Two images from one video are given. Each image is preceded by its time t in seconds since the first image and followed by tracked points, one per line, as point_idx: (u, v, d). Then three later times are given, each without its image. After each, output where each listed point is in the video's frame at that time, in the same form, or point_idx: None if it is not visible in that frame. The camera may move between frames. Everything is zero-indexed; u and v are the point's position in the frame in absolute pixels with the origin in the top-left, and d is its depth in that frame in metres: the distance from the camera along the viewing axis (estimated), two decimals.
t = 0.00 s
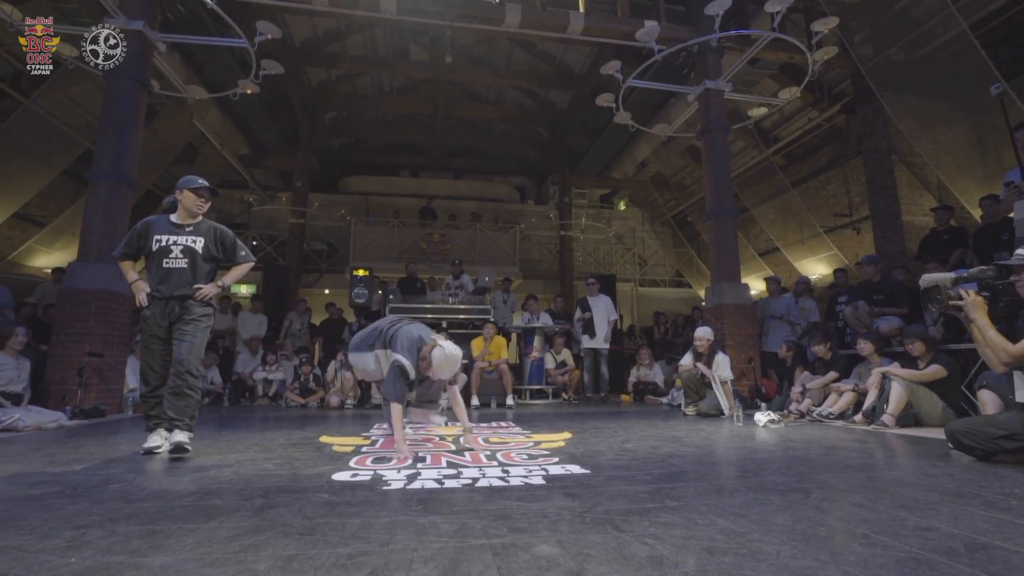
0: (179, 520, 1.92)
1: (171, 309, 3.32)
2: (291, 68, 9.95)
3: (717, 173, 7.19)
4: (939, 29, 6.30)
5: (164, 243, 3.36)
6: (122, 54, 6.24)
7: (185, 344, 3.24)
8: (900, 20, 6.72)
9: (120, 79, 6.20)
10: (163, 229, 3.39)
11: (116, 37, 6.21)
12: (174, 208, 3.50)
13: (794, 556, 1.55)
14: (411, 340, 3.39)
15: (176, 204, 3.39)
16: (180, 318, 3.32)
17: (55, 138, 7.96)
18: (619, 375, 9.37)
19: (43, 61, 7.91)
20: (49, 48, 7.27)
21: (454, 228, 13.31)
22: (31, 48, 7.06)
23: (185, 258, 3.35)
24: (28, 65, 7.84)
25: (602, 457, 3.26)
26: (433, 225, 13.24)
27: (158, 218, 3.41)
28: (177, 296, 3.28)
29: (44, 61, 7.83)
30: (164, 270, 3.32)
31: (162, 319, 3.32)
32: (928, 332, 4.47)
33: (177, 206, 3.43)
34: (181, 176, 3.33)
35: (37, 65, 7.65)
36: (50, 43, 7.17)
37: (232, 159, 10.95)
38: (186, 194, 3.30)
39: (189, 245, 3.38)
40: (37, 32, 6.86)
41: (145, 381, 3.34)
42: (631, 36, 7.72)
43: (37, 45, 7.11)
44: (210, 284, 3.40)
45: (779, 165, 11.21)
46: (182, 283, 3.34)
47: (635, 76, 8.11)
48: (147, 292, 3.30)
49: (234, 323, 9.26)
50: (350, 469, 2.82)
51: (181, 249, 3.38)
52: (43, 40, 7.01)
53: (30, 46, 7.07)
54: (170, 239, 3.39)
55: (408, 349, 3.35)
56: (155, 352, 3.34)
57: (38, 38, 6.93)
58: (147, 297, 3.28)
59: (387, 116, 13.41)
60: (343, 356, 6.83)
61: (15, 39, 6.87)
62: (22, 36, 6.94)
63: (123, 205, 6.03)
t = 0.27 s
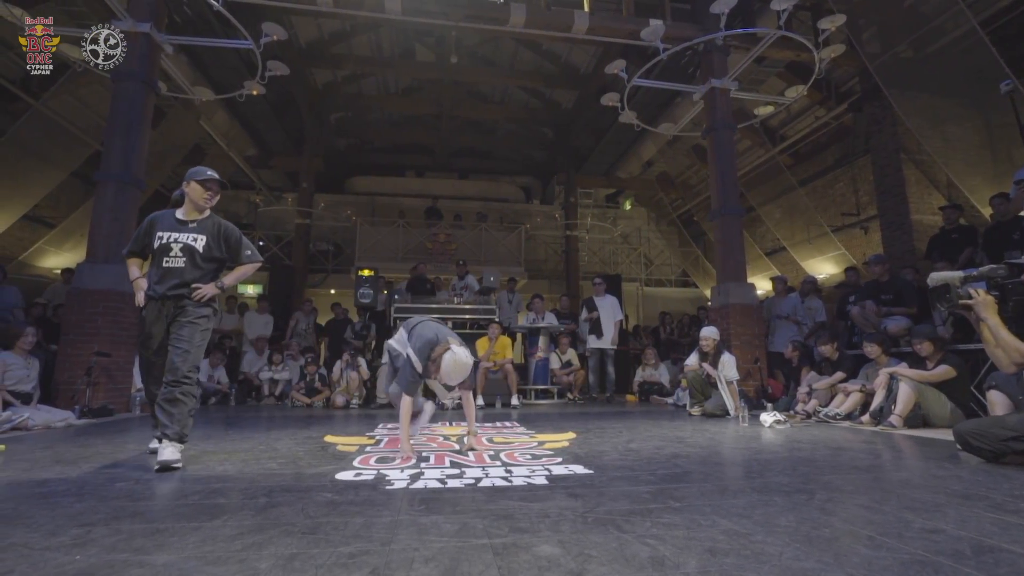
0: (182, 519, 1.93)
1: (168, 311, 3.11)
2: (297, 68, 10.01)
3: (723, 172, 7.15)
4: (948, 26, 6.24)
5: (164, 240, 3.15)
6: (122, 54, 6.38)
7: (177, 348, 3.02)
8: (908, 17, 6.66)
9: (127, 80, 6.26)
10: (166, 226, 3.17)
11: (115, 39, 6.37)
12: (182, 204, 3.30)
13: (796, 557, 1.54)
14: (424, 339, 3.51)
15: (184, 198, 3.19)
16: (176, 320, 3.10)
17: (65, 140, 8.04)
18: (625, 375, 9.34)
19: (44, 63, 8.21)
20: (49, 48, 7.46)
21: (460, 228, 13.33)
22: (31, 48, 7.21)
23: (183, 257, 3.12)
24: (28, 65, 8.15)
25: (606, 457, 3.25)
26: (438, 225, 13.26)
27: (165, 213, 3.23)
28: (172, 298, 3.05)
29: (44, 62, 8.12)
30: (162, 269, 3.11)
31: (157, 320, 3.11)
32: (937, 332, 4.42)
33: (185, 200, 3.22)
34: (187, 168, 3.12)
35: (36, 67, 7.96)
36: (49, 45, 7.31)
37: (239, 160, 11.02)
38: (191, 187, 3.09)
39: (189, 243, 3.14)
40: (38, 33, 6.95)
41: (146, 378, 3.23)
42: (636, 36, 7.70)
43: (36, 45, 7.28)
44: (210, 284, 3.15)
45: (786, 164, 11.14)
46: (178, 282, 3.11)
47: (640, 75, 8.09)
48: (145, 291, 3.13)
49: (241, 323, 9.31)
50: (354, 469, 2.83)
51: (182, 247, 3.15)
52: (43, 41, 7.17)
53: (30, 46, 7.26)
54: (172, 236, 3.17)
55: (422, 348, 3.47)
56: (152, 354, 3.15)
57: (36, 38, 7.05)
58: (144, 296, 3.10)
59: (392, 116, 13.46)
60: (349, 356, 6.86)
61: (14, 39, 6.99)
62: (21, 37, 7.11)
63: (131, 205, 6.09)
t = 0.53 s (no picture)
0: (186, 518, 1.94)
1: (180, 298, 2.97)
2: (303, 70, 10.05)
3: (729, 170, 7.10)
4: (957, 22, 6.17)
5: (175, 225, 2.99)
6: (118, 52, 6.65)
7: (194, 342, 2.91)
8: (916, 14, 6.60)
9: (135, 83, 6.31)
10: (177, 210, 3.02)
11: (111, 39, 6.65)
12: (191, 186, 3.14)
13: (800, 559, 1.52)
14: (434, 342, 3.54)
15: (194, 180, 3.03)
16: (188, 310, 2.97)
17: (76, 143, 8.14)
18: (630, 375, 9.31)
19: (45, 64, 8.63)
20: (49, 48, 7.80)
21: (465, 228, 13.34)
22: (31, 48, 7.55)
23: (196, 242, 2.97)
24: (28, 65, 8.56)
25: (610, 457, 3.24)
26: (443, 225, 13.29)
27: (173, 196, 3.07)
28: (187, 285, 2.91)
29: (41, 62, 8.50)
30: (173, 256, 2.96)
31: (167, 308, 2.96)
32: (946, 332, 4.37)
33: (194, 182, 3.06)
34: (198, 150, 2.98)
35: (34, 66, 8.37)
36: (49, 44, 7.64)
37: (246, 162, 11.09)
38: (203, 168, 2.94)
39: (202, 227, 2.99)
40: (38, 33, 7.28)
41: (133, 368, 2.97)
42: (641, 34, 7.67)
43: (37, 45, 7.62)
44: (224, 271, 3.01)
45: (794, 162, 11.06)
46: (192, 268, 2.97)
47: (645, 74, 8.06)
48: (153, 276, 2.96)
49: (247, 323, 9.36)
50: (357, 468, 2.84)
51: (194, 232, 3.00)
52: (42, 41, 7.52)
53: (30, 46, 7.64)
54: (183, 220, 3.02)
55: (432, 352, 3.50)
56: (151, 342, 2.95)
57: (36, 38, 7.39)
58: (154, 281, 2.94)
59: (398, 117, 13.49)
60: (355, 356, 6.91)
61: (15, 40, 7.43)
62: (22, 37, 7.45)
63: (138, 207, 6.14)
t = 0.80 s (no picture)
0: (189, 517, 1.96)
1: (197, 295, 2.78)
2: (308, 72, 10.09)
3: (734, 169, 7.07)
4: (965, 19, 6.11)
5: (185, 216, 2.79)
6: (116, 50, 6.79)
7: (208, 344, 2.78)
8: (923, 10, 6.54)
9: (141, 85, 6.37)
10: (186, 201, 2.81)
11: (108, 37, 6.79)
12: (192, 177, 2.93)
13: (800, 560, 1.51)
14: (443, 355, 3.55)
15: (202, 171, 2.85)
16: (205, 309, 2.80)
17: (84, 145, 8.23)
18: (635, 375, 9.28)
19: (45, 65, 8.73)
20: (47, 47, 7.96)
21: (469, 228, 13.35)
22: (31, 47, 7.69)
23: (213, 237, 2.82)
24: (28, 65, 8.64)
25: (612, 458, 3.23)
26: (448, 226, 13.31)
27: (177, 185, 2.84)
28: (205, 282, 2.75)
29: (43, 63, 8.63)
30: (185, 250, 2.76)
31: (184, 305, 2.74)
32: (954, 331, 4.33)
33: (201, 174, 2.88)
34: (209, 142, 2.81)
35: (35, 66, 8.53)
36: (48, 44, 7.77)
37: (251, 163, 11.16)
38: (220, 160, 2.79)
39: (218, 222, 2.84)
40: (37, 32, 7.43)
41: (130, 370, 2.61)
42: (644, 33, 7.65)
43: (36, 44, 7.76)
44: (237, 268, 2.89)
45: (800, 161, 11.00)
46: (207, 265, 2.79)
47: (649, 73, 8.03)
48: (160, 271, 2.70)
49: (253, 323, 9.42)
50: (360, 468, 2.85)
51: (207, 226, 2.83)
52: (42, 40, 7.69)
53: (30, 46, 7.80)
54: (193, 212, 2.82)
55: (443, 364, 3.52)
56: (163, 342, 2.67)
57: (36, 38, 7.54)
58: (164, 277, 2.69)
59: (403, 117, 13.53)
60: (359, 356, 6.92)
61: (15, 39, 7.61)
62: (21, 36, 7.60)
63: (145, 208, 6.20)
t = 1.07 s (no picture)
0: (190, 516, 1.97)
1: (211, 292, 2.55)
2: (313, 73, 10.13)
3: (739, 168, 7.03)
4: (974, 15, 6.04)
5: (202, 208, 2.58)
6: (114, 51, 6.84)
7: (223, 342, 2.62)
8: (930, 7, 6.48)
9: (148, 88, 6.42)
10: (200, 191, 2.60)
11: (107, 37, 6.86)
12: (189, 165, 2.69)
13: (800, 561, 1.50)
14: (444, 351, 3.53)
15: (208, 161, 2.66)
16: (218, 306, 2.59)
17: (93, 148, 8.31)
18: (640, 375, 9.26)
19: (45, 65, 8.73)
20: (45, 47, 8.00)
21: (474, 229, 13.35)
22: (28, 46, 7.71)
23: (230, 234, 2.66)
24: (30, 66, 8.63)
25: (615, 458, 3.22)
26: (453, 226, 13.32)
27: (187, 172, 2.59)
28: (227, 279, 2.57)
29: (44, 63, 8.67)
30: (203, 245, 2.55)
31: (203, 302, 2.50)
32: (961, 331, 4.28)
33: (202, 164, 2.68)
34: (219, 133, 2.64)
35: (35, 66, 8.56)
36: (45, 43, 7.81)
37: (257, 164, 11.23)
38: (235, 154, 2.65)
39: (234, 219, 2.70)
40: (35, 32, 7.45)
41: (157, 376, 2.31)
42: (648, 32, 7.62)
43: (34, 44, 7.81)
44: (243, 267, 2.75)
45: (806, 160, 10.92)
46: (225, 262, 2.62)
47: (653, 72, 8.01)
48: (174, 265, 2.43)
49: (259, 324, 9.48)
50: (361, 468, 2.86)
51: (222, 221, 2.66)
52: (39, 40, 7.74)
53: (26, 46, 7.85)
54: (207, 204, 2.62)
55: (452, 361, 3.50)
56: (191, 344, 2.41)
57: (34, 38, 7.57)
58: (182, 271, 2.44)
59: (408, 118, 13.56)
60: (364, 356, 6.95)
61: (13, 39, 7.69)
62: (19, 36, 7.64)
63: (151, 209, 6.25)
